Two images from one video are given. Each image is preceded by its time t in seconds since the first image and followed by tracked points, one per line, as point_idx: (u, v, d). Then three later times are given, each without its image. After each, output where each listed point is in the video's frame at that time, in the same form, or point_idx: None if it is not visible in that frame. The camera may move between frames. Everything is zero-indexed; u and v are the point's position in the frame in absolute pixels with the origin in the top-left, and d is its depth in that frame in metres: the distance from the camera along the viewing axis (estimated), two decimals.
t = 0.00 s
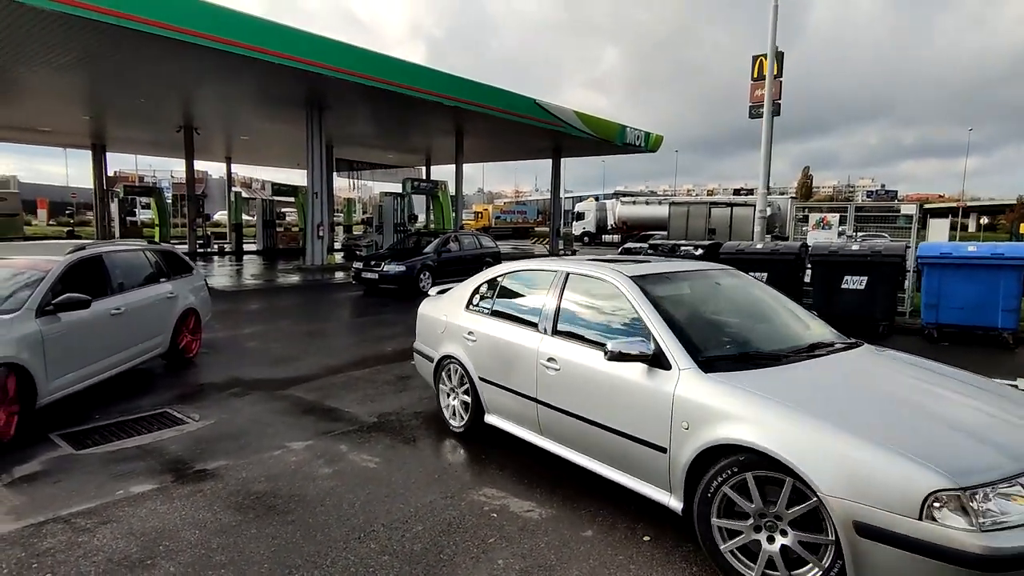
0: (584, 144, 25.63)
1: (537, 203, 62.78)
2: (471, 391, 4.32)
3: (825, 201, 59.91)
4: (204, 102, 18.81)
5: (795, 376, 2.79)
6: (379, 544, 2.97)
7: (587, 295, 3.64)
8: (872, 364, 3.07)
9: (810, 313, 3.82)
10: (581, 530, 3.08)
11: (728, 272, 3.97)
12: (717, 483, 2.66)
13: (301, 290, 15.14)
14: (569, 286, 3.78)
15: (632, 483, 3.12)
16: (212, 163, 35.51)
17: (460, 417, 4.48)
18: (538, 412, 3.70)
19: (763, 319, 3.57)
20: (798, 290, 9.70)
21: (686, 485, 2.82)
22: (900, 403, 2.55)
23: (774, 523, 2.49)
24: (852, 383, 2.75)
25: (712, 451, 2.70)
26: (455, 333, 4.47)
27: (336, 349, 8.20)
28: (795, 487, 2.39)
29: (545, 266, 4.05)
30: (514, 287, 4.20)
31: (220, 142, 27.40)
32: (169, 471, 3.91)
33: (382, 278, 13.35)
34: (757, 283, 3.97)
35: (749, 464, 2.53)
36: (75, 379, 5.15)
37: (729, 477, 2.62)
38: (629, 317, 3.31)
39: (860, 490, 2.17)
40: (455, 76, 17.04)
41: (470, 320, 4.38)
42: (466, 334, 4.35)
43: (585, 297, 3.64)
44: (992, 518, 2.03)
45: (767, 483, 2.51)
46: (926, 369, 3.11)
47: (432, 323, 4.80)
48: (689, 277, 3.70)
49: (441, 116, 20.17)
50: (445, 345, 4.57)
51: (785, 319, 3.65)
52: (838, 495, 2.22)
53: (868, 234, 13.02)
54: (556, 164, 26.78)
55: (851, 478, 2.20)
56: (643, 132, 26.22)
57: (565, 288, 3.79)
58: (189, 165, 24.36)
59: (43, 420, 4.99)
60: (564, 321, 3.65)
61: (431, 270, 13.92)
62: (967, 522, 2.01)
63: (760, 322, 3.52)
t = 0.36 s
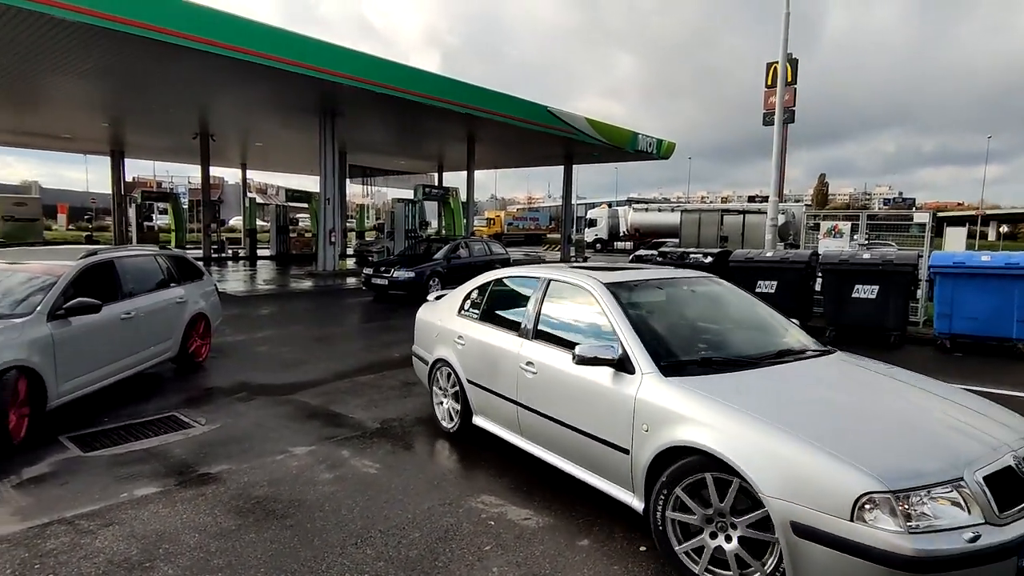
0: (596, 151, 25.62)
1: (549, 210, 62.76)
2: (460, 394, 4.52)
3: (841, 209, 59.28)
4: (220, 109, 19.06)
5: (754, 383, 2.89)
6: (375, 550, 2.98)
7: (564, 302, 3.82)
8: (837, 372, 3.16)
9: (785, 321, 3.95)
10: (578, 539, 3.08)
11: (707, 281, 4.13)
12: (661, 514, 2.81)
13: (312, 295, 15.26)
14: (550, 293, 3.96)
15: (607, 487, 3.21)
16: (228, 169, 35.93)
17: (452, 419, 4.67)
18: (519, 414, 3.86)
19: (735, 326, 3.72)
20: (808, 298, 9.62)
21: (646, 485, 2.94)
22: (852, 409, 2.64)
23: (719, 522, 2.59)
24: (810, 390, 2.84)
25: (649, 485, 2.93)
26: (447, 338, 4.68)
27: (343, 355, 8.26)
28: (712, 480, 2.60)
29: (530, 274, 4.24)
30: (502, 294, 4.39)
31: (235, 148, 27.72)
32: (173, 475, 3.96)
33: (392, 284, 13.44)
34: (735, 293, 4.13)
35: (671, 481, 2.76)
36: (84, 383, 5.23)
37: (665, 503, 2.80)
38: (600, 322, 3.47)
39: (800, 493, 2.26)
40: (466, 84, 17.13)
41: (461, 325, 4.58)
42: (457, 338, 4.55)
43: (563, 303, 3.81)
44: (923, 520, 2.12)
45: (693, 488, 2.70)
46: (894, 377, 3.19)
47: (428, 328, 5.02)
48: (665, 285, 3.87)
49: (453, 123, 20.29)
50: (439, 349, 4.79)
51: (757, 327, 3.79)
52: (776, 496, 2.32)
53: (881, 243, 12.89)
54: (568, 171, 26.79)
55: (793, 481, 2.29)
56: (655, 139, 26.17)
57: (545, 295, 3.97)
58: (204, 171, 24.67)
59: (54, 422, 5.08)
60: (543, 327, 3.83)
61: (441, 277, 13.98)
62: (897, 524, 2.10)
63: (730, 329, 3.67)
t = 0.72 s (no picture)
0: (612, 155, 25.57)
1: (565, 214, 62.65)
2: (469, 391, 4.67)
3: (861, 213, 58.49)
4: (241, 114, 19.35)
5: (743, 383, 2.94)
6: (396, 548, 3.03)
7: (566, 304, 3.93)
8: (830, 374, 3.19)
9: (785, 324, 4.00)
10: (596, 541, 3.09)
11: (709, 285, 4.21)
12: (655, 534, 2.86)
13: (331, 298, 15.43)
14: (554, 294, 4.07)
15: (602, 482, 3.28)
16: (248, 173, 36.45)
17: (461, 415, 4.83)
18: (522, 411, 3.97)
19: (733, 328, 3.79)
20: (827, 303, 9.51)
21: (635, 478, 3.02)
22: (836, 409, 2.67)
23: (697, 510, 2.68)
24: (797, 390, 2.88)
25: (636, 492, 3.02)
26: (458, 338, 4.83)
27: (361, 356, 8.34)
28: (674, 480, 2.78)
29: (537, 276, 4.36)
30: (510, 296, 4.52)
31: (256, 152, 28.13)
32: (199, 472, 4.05)
33: (409, 287, 13.54)
34: (738, 296, 4.19)
35: (643, 498, 2.91)
36: (112, 381, 5.34)
37: (651, 522, 2.89)
38: (597, 322, 3.58)
39: (774, 486, 2.31)
40: (482, 88, 17.18)
41: (471, 325, 4.72)
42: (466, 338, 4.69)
43: (566, 305, 3.93)
44: (892, 515, 2.15)
45: (663, 495, 2.85)
46: (889, 380, 3.20)
47: (441, 328, 5.18)
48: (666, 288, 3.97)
49: (470, 127, 20.40)
50: (450, 348, 4.94)
51: (756, 329, 3.85)
52: (750, 489, 2.38)
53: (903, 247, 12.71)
54: (584, 175, 26.79)
55: (768, 475, 2.34)
56: (672, 143, 26.06)
57: (549, 296, 4.09)
58: (225, 174, 25.02)
59: (83, 420, 5.21)
60: (546, 327, 3.95)
61: (458, 280, 14.04)
62: (865, 517, 2.13)
63: (729, 330, 3.74)
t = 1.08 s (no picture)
0: (635, 155, 25.42)
1: (587, 214, 62.47)
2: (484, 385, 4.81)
3: (890, 213, 57.26)
4: (269, 116, 19.67)
5: (741, 378, 3.02)
6: (425, 540, 3.09)
7: (575, 301, 4.03)
8: (831, 370, 3.23)
9: (793, 321, 4.03)
10: (623, 537, 3.12)
11: (719, 283, 4.26)
12: (667, 546, 2.87)
13: (356, 297, 15.64)
14: (565, 291, 4.17)
15: (603, 472, 3.40)
16: (274, 174, 37.01)
17: (479, 408, 4.98)
18: (532, 404, 4.09)
19: (739, 324, 3.85)
20: (856, 305, 9.36)
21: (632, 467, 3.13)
22: (826, 404, 2.73)
23: (686, 502, 2.81)
24: (792, 385, 2.94)
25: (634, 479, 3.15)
26: (474, 333, 4.98)
27: (386, 355, 8.46)
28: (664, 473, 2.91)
29: (549, 273, 4.46)
30: (523, 293, 4.63)
31: (283, 154, 28.57)
32: (233, 465, 4.16)
33: (433, 287, 13.66)
34: (748, 294, 4.24)
35: (642, 514, 3.02)
36: (148, 376, 5.50)
37: (661, 538, 2.91)
38: (602, 317, 3.69)
39: (758, 474, 2.40)
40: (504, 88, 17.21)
41: (488, 321, 4.85)
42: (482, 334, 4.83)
43: (575, 301, 4.03)
44: (870, 504, 2.22)
45: (657, 504, 2.97)
46: (892, 378, 3.22)
47: (461, 324, 5.33)
48: (674, 284, 4.04)
49: (492, 128, 20.47)
50: (468, 344, 5.09)
51: (761, 325, 3.90)
52: (734, 477, 2.48)
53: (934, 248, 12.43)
54: (607, 175, 26.68)
55: (753, 465, 2.43)
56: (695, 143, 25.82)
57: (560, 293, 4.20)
58: (252, 176, 25.46)
59: (122, 413, 5.38)
60: (555, 323, 4.06)
61: (480, 280, 14.11)
62: (841, 506, 2.21)
63: (734, 326, 3.79)
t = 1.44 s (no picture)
0: (663, 156, 25.24)
1: (615, 216, 62.15)
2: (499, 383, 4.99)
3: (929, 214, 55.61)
4: (301, 122, 20.13)
5: (730, 377, 3.10)
6: (445, 538, 3.17)
7: (581, 302, 4.17)
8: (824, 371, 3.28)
9: (797, 324, 4.08)
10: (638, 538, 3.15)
11: (725, 286, 4.34)
12: (675, 550, 2.85)
13: (385, 300, 15.87)
14: (574, 293, 4.31)
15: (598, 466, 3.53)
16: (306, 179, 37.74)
17: (495, 406, 5.17)
18: (539, 401, 4.25)
19: (741, 326, 3.92)
20: (888, 309, 9.16)
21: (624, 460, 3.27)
22: (809, 402, 2.80)
23: (670, 502, 2.93)
24: (779, 384, 3.01)
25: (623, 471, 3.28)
26: (490, 334, 5.16)
27: (413, 356, 8.60)
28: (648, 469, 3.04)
29: (560, 276, 4.60)
30: (536, 295, 4.78)
31: (315, 159, 29.18)
32: (263, 461, 4.31)
33: (459, 289, 13.80)
34: (753, 297, 4.31)
35: (643, 533, 3.04)
36: (185, 375, 5.72)
37: (668, 547, 2.88)
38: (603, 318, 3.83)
39: (731, 469, 2.50)
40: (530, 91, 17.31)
41: (502, 322, 5.02)
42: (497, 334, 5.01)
43: (581, 303, 4.17)
44: (835, 499, 2.29)
45: (652, 516, 3.05)
46: (888, 379, 3.24)
47: (479, 325, 5.51)
48: (678, 286, 4.14)
49: (519, 131, 20.56)
50: (485, 344, 5.28)
51: (763, 327, 3.96)
52: (708, 471, 2.59)
53: (973, 250, 12.06)
54: (634, 177, 26.55)
55: (727, 460, 2.53)
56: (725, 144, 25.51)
57: (567, 296, 4.33)
58: (285, 181, 26.07)
59: (160, 411, 5.61)
60: (562, 324, 4.21)
61: (507, 282, 14.20)
62: (807, 500, 2.29)
63: (735, 327, 3.88)
